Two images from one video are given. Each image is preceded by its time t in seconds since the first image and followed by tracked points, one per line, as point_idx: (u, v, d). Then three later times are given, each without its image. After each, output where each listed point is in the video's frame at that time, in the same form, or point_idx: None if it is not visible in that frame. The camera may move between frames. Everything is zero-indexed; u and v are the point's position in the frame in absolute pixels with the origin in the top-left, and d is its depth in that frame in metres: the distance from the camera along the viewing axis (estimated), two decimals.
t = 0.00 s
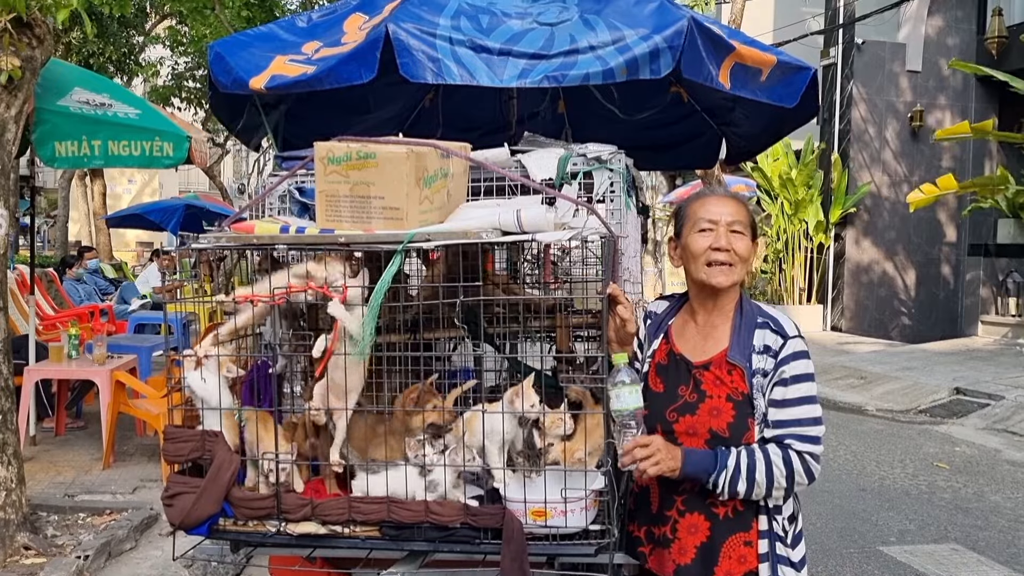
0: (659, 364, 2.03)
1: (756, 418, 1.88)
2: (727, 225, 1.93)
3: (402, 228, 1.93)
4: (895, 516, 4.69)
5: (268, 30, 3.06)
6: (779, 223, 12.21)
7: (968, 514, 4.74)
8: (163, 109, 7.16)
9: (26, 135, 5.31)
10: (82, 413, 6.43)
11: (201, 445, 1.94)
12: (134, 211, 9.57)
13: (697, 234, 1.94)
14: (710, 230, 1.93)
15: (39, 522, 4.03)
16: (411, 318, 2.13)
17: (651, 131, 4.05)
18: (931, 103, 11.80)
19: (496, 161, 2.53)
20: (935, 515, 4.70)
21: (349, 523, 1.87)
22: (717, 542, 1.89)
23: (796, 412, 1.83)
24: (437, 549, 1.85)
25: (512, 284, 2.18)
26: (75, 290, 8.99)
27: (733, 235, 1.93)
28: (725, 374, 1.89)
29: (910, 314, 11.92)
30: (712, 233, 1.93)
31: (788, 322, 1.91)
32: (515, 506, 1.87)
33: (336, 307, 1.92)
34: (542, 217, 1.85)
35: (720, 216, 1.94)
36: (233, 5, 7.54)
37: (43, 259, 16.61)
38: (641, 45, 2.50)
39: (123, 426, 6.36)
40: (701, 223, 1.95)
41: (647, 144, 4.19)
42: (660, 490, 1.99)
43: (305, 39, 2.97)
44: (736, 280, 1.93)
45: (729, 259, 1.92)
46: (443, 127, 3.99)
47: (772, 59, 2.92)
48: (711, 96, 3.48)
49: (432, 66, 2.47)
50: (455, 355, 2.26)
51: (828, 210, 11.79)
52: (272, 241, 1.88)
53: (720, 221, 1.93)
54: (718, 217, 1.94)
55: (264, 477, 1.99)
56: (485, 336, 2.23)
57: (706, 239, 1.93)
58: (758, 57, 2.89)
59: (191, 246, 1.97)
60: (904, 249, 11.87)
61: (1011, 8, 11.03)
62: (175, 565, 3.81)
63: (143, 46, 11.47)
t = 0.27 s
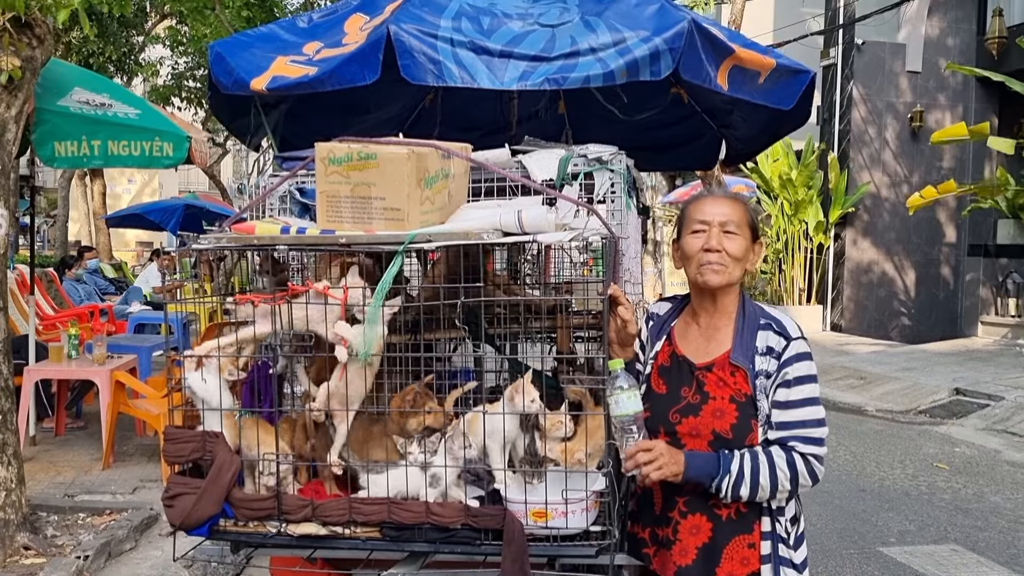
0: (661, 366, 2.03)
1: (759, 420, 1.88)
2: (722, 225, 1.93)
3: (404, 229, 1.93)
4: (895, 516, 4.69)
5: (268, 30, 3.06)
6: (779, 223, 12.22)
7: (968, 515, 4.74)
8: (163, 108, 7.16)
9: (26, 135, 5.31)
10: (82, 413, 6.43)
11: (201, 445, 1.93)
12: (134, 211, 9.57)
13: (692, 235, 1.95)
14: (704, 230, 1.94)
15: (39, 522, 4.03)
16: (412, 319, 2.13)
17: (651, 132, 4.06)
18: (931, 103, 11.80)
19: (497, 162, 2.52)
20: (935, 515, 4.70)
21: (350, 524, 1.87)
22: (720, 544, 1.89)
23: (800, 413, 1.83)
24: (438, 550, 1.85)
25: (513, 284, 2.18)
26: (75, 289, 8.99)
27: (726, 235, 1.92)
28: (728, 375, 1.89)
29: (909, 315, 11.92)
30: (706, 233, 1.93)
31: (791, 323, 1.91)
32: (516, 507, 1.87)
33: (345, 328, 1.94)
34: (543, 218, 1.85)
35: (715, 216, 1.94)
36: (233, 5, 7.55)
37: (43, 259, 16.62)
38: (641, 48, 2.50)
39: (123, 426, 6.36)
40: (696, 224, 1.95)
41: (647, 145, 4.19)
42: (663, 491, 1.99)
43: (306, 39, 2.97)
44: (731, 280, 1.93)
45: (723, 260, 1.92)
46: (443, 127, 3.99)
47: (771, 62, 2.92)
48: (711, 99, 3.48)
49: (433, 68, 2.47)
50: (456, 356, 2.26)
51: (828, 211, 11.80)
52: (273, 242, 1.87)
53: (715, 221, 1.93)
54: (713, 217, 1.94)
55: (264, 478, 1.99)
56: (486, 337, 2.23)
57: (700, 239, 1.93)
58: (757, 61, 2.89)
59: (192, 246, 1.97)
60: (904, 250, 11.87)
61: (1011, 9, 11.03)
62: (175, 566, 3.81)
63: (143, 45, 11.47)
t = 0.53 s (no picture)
0: (665, 367, 2.03)
1: (762, 418, 1.88)
2: (721, 225, 1.93)
3: (404, 228, 1.93)
4: (896, 516, 4.68)
5: (269, 29, 3.05)
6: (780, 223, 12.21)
7: (969, 515, 4.74)
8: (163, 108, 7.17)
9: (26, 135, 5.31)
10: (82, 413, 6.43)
11: (202, 445, 1.93)
12: (135, 211, 9.58)
13: (692, 234, 1.96)
14: (704, 230, 1.94)
15: (39, 522, 4.03)
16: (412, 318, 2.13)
17: (652, 131, 4.05)
18: (932, 103, 11.79)
19: (497, 162, 2.52)
20: (936, 515, 4.69)
21: (350, 524, 1.87)
22: (725, 543, 1.88)
23: (803, 411, 1.82)
24: (438, 550, 1.85)
25: (514, 284, 2.18)
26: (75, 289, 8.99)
27: (726, 235, 1.92)
28: (731, 374, 1.89)
29: (910, 315, 11.92)
30: (706, 233, 1.94)
31: (793, 321, 1.90)
32: (517, 507, 1.87)
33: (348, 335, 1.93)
34: (544, 218, 1.85)
35: (715, 216, 1.94)
36: (234, 5, 7.55)
37: (44, 259, 16.62)
38: (642, 49, 2.50)
39: (123, 426, 6.36)
40: (697, 224, 1.95)
41: (647, 145, 4.19)
42: (667, 492, 1.98)
43: (306, 39, 2.96)
44: (731, 279, 1.92)
45: (723, 259, 1.91)
46: (443, 127, 3.98)
47: (772, 61, 2.91)
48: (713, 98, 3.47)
49: (435, 69, 2.47)
50: (457, 355, 2.27)
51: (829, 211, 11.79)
52: (274, 242, 1.87)
53: (714, 221, 1.93)
54: (712, 217, 1.94)
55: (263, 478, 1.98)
56: (487, 337, 2.23)
57: (700, 239, 1.94)
58: (759, 59, 2.88)
59: (192, 246, 1.96)
60: (904, 250, 11.86)
61: (1012, 9, 11.02)
62: (176, 565, 3.81)
63: (144, 46, 11.48)
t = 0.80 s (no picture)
0: (669, 367, 2.03)
1: (765, 415, 1.88)
2: (721, 224, 1.92)
3: (404, 227, 1.92)
4: (896, 516, 4.68)
5: (269, 28, 3.05)
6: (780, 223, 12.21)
7: (969, 515, 4.73)
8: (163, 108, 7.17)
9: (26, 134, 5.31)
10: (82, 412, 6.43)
11: (201, 444, 1.93)
12: (135, 210, 9.59)
13: (692, 233, 1.96)
14: (703, 229, 1.94)
15: (39, 521, 4.02)
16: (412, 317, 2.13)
17: (652, 130, 4.05)
18: (932, 103, 11.79)
19: (498, 160, 2.51)
20: (936, 515, 4.69)
21: (350, 523, 1.86)
22: (733, 543, 1.88)
23: (806, 407, 1.81)
24: (438, 549, 1.84)
25: (514, 283, 2.17)
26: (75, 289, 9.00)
27: (726, 234, 1.92)
28: (733, 372, 1.89)
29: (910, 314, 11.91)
30: (705, 232, 1.93)
31: (795, 316, 1.90)
32: (517, 506, 1.85)
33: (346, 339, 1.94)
34: (544, 217, 1.84)
35: (714, 215, 1.94)
36: (234, 4, 7.54)
37: (45, 258, 16.62)
38: (642, 50, 2.49)
39: (123, 426, 6.35)
40: (696, 223, 1.95)
41: (648, 143, 4.18)
42: (673, 494, 1.98)
43: (307, 38, 2.96)
44: (732, 277, 1.92)
45: (724, 258, 1.91)
46: (443, 126, 3.98)
47: (773, 59, 2.91)
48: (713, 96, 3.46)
49: (435, 70, 2.47)
50: (457, 354, 2.27)
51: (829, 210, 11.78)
52: (274, 240, 1.86)
53: (714, 220, 1.93)
54: (712, 216, 1.94)
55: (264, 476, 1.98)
56: (487, 336, 2.23)
57: (699, 238, 1.94)
58: (759, 58, 2.87)
59: (192, 245, 1.96)
60: (905, 249, 11.86)
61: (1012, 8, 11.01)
62: (175, 565, 3.80)
63: (144, 45, 11.49)
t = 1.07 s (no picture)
0: (673, 367, 2.04)
1: (767, 414, 1.87)
2: (718, 232, 1.90)
3: (404, 226, 1.92)
4: (896, 516, 4.68)
5: (268, 28, 3.04)
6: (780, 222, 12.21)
7: (969, 514, 4.73)
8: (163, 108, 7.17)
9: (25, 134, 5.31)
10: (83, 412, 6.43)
11: (200, 444, 1.93)
12: (135, 211, 9.59)
13: (689, 242, 1.95)
14: (699, 238, 1.93)
15: (39, 521, 4.02)
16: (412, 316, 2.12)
17: (653, 130, 4.05)
18: (932, 103, 11.78)
19: (497, 160, 2.51)
20: (936, 514, 4.69)
21: (350, 522, 1.86)
22: (739, 544, 1.88)
23: (811, 405, 1.81)
24: (438, 548, 1.84)
25: (514, 282, 2.17)
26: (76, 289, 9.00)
27: (722, 242, 1.90)
28: (734, 370, 1.89)
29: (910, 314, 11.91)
30: (701, 241, 1.92)
31: (797, 312, 1.90)
32: (517, 505, 1.86)
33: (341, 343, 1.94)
34: (543, 216, 1.85)
35: (709, 223, 1.91)
36: (234, 4, 7.54)
37: (45, 258, 16.63)
38: (641, 46, 2.48)
39: (123, 426, 6.36)
40: (692, 231, 1.94)
41: (648, 143, 4.18)
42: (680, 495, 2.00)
43: (306, 38, 2.96)
44: (733, 285, 1.93)
45: (721, 265, 1.91)
46: (443, 125, 3.98)
47: (773, 59, 2.91)
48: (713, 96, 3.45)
49: (433, 67, 2.47)
50: (457, 353, 2.28)
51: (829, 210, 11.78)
52: (273, 239, 1.86)
53: (709, 229, 1.91)
54: (707, 224, 1.91)
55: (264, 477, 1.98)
56: (486, 335, 2.24)
57: (696, 248, 1.93)
58: (759, 57, 2.88)
59: (191, 244, 1.96)
60: (905, 249, 11.85)
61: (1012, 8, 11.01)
62: (175, 565, 3.80)
63: (144, 46, 11.49)
